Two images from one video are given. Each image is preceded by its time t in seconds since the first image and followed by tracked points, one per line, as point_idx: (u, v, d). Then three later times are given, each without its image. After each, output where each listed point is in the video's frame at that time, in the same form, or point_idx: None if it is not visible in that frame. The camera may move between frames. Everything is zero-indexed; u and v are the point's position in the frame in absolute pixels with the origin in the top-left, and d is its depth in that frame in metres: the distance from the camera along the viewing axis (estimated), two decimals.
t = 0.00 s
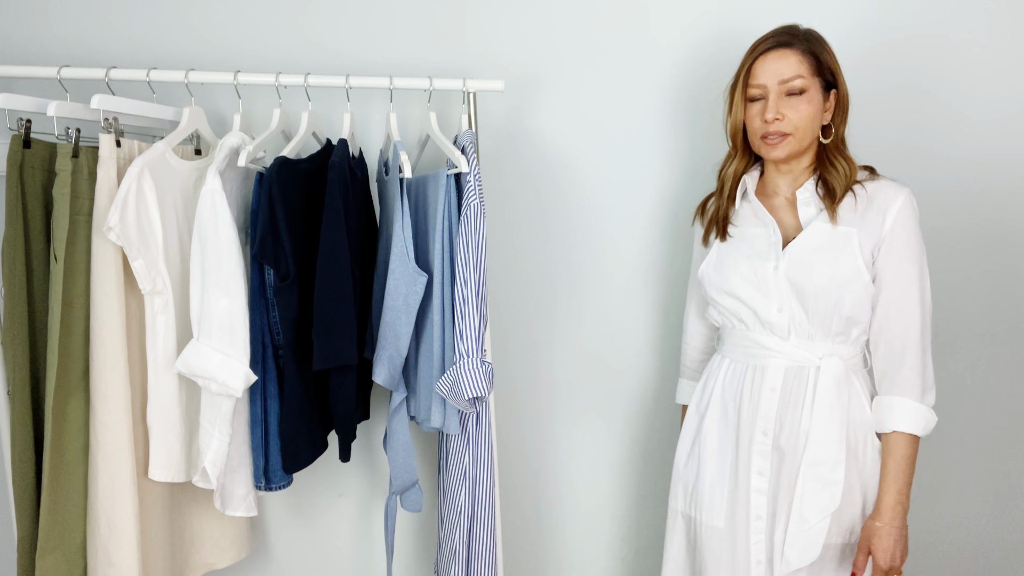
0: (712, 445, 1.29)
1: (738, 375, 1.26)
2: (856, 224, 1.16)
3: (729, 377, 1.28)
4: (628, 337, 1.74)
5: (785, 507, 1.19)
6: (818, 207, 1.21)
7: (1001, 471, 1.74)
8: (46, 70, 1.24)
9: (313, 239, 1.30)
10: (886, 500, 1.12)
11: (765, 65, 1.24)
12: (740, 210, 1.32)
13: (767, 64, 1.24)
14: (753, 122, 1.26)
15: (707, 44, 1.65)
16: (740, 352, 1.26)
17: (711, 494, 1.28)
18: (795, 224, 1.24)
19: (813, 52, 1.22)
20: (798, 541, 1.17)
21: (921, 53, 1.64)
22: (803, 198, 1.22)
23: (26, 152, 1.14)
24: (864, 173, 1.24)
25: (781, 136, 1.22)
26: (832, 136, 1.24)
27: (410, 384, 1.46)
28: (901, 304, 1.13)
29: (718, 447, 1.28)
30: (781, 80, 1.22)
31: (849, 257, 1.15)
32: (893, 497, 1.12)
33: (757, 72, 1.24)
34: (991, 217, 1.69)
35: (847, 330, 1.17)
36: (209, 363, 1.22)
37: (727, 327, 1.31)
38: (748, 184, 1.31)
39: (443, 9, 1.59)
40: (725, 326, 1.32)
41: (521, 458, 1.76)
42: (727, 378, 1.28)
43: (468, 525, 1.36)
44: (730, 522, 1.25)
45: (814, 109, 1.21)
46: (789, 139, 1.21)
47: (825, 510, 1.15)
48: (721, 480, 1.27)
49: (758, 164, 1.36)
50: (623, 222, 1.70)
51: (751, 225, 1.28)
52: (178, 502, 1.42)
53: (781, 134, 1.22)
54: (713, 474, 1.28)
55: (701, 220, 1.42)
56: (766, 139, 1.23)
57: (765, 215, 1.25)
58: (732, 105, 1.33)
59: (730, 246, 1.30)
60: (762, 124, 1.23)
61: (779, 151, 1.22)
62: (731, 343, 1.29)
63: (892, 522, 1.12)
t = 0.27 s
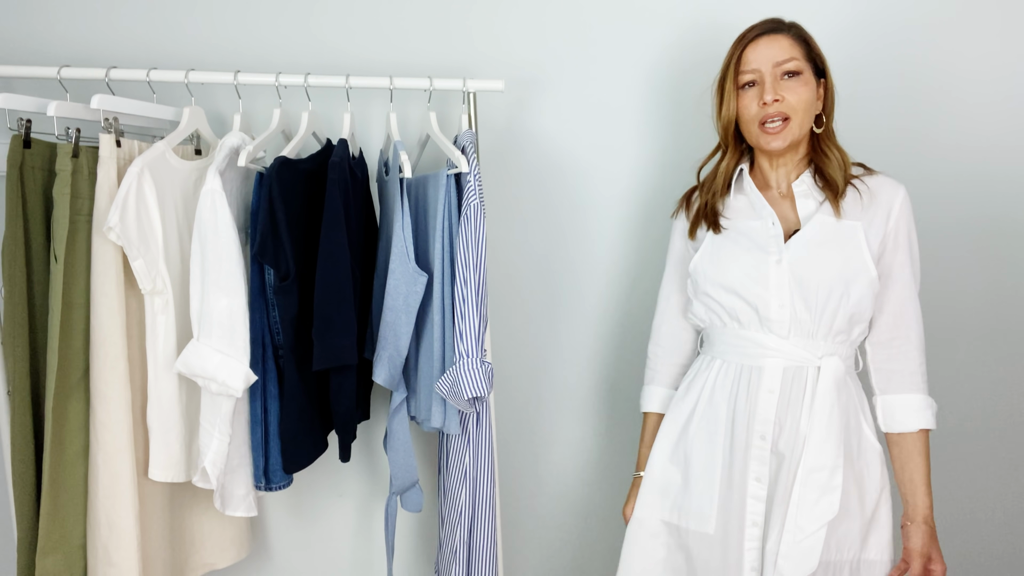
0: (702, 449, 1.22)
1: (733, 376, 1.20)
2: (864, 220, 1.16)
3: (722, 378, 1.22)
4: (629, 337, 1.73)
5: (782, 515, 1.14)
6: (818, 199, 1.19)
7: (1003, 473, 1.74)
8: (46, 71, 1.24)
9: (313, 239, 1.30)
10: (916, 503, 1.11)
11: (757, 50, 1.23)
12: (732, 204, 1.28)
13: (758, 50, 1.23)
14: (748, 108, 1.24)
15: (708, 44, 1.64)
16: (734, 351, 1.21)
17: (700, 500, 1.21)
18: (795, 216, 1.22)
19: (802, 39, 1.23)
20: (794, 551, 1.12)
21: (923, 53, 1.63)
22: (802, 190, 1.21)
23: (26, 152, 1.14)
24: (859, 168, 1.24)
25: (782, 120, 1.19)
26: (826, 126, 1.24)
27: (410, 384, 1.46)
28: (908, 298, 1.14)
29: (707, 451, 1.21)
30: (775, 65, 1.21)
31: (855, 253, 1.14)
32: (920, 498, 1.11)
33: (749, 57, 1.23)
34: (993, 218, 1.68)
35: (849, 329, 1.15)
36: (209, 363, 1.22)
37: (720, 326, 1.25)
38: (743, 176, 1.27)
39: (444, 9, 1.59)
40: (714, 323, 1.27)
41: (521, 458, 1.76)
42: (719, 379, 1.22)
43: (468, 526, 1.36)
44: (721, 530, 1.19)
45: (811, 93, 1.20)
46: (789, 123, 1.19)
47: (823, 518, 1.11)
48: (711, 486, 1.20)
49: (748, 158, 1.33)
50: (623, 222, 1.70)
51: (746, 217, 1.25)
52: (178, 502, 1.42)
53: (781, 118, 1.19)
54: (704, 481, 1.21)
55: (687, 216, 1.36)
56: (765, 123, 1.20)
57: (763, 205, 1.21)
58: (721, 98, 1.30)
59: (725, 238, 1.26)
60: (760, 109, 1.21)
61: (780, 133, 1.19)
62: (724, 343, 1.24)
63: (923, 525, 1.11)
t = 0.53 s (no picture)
0: (699, 465, 1.17)
1: (732, 390, 1.16)
2: (868, 227, 1.17)
3: (720, 391, 1.17)
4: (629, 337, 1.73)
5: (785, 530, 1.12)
6: (819, 205, 1.19)
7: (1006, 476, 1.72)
8: (46, 71, 1.23)
9: (313, 239, 1.30)
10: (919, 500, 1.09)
11: (758, 50, 1.20)
12: (729, 206, 1.24)
13: (758, 50, 1.20)
14: (751, 109, 1.20)
15: (708, 44, 1.65)
16: (732, 360, 1.17)
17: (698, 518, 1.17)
18: (796, 223, 1.20)
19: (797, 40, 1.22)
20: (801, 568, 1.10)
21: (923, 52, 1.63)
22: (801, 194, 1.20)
23: (26, 152, 1.14)
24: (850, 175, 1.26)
25: (790, 120, 1.17)
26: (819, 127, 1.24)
27: (410, 384, 1.46)
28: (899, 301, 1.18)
29: (704, 467, 1.17)
30: (777, 65, 1.19)
31: (860, 262, 1.14)
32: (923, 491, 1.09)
33: (750, 57, 1.20)
34: (995, 216, 1.67)
35: (849, 337, 1.14)
36: (209, 363, 1.22)
37: (716, 333, 1.21)
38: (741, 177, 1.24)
39: (444, 9, 1.59)
40: (707, 329, 1.23)
41: (522, 458, 1.76)
42: (717, 392, 1.18)
43: (469, 526, 1.36)
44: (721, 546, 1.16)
45: (814, 94, 1.19)
46: (796, 124, 1.17)
47: (831, 535, 1.09)
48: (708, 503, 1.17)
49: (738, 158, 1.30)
50: (623, 222, 1.70)
51: (744, 220, 1.21)
52: (178, 503, 1.42)
53: (789, 118, 1.17)
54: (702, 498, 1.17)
55: (678, 216, 1.30)
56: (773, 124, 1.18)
57: (765, 209, 1.18)
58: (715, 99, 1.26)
59: (724, 241, 1.22)
60: (768, 109, 1.18)
61: (789, 135, 1.17)
62: (720, 350, 1.19)
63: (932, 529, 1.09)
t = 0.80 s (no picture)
0: (709, 480, 1.14)
1: (742, 400, 1.13)
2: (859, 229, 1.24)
3: (729, 402, 1.14)
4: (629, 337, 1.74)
5: (796, 537, 1.14)
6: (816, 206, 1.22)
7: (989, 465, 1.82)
8: (46, 71, 1.23)
9: (313, 240, 1.30)
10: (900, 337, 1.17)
11: (791, 46, 1.12)
12: (732, 205, 1.18)
13: (792, 45, 1.12)
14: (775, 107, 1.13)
15: (708, 44, 1.65)
16: (739, 367, 1.13)
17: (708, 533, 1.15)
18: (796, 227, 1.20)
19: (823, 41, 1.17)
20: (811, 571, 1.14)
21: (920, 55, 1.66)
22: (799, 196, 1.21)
23: (26, 152, 1.14)
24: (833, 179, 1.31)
25: (809, 126, 1.13)
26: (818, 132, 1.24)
27: (410, 384, 1.46)
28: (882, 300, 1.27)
29: (715, 479, 1.14)
30: (807, 65, 1.13)
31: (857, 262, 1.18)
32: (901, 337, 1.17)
33: (783, 52, 1.12)
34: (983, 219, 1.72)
35: (841, 336, 1.18)
36: (209, 363, 1.22)
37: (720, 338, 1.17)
38: (748, 175, 1.17)
39: (444, 9, 1.59)
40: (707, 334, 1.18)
41: (522, 458, 1.76)
42: (726, 403, 1.14)
43: (468, 526, 1.36)
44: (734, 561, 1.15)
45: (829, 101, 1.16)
46: (812, 130, 1.14)
47: (839, 535, 1.13)
48: (719, 517, 1.15)
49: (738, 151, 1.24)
50: (623, 222, 1.70)
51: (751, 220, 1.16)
52: (178, 503, 1.42)
53: (809, 124, 1.13)
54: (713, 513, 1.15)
55: (678, 210, 1.22)
56: (794, 127, 1.13)
57: (778, 213, 1.14)
58: (735, 90, 1.16)
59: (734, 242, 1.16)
60: (792, 111, 1.12)
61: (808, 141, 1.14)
62: (724, 358, 1.15)
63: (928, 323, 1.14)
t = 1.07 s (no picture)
0: (726, 492, 1.12)
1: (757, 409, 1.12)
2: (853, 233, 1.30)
3: (745, 412, 1.12)
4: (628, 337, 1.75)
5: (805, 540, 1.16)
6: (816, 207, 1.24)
7: (985, 459, 1.86)
8: (46, 70, 1.23)
9: (313, 240, 1.30)
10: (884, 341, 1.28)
11: (801, 45, 1.12)
12: (743, 205, 1.20)
13: (802, 44, 1.12)
14: (785, 106, 1.13)
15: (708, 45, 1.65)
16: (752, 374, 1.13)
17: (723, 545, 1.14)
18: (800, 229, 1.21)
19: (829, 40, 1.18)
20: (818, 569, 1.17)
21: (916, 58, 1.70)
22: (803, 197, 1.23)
23: (26, 152, 1.14)
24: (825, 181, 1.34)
25: (819, 125, 1.14)
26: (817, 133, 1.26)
27: (410, 384, 1.46)
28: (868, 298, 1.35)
29: (732, 492, 1.12)
30: (816, 64, 1.13)
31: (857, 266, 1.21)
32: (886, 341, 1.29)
33: (793, 51, 1.12)
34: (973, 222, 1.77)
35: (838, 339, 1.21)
36: (209, 363, 1.22)
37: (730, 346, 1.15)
38: (760, 175, 1.19)
39: (444, 10, 1.59)
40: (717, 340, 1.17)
41: (522, 458, 1.76)
42: (743, 414, 1.12)
43: (468, 524, 1.36)
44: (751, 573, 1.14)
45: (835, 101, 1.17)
46: (820, 130, 1.15)
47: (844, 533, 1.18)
48: (737, 530, 1.13)
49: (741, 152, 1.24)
50: (623, 222, 1.71)
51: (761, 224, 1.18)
52: (177, 503, 1.42)
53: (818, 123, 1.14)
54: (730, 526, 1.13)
55: (687, 211, 1.20)
56: (803, 126, 1.13)
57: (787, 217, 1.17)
58: (745, 89, 1.16)
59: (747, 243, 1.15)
60: (803, 110, 1.12)
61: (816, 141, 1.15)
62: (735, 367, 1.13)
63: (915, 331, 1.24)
